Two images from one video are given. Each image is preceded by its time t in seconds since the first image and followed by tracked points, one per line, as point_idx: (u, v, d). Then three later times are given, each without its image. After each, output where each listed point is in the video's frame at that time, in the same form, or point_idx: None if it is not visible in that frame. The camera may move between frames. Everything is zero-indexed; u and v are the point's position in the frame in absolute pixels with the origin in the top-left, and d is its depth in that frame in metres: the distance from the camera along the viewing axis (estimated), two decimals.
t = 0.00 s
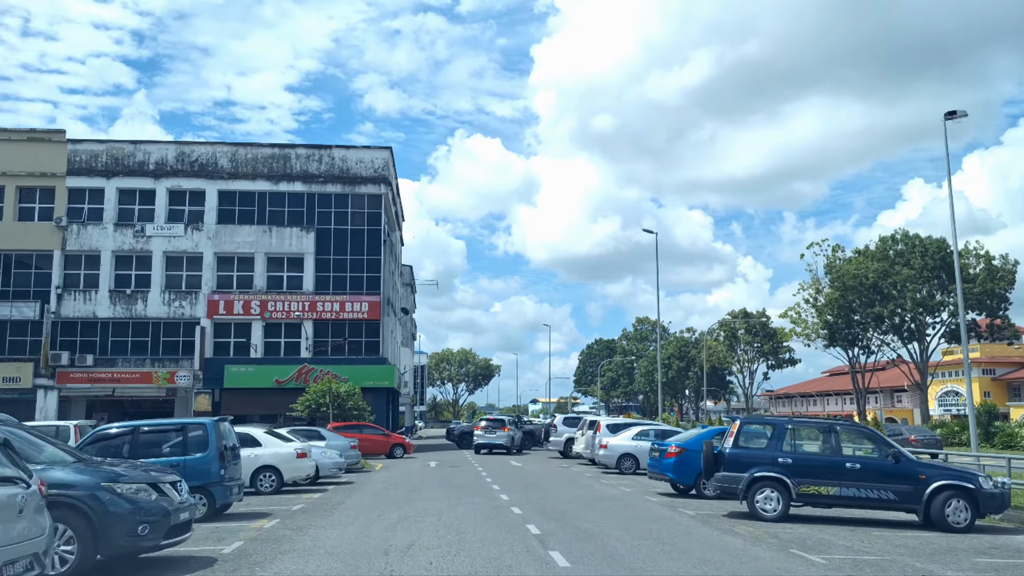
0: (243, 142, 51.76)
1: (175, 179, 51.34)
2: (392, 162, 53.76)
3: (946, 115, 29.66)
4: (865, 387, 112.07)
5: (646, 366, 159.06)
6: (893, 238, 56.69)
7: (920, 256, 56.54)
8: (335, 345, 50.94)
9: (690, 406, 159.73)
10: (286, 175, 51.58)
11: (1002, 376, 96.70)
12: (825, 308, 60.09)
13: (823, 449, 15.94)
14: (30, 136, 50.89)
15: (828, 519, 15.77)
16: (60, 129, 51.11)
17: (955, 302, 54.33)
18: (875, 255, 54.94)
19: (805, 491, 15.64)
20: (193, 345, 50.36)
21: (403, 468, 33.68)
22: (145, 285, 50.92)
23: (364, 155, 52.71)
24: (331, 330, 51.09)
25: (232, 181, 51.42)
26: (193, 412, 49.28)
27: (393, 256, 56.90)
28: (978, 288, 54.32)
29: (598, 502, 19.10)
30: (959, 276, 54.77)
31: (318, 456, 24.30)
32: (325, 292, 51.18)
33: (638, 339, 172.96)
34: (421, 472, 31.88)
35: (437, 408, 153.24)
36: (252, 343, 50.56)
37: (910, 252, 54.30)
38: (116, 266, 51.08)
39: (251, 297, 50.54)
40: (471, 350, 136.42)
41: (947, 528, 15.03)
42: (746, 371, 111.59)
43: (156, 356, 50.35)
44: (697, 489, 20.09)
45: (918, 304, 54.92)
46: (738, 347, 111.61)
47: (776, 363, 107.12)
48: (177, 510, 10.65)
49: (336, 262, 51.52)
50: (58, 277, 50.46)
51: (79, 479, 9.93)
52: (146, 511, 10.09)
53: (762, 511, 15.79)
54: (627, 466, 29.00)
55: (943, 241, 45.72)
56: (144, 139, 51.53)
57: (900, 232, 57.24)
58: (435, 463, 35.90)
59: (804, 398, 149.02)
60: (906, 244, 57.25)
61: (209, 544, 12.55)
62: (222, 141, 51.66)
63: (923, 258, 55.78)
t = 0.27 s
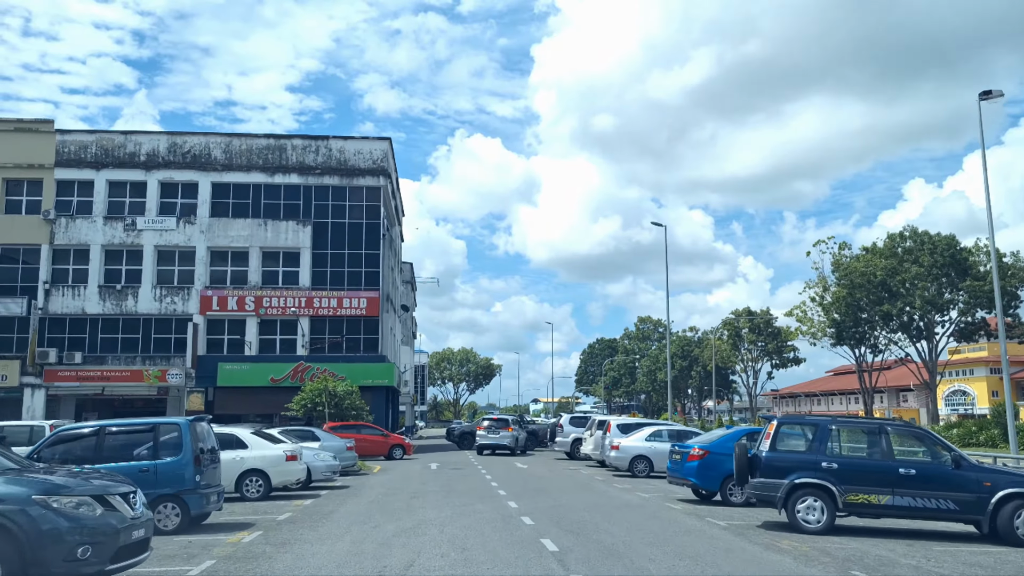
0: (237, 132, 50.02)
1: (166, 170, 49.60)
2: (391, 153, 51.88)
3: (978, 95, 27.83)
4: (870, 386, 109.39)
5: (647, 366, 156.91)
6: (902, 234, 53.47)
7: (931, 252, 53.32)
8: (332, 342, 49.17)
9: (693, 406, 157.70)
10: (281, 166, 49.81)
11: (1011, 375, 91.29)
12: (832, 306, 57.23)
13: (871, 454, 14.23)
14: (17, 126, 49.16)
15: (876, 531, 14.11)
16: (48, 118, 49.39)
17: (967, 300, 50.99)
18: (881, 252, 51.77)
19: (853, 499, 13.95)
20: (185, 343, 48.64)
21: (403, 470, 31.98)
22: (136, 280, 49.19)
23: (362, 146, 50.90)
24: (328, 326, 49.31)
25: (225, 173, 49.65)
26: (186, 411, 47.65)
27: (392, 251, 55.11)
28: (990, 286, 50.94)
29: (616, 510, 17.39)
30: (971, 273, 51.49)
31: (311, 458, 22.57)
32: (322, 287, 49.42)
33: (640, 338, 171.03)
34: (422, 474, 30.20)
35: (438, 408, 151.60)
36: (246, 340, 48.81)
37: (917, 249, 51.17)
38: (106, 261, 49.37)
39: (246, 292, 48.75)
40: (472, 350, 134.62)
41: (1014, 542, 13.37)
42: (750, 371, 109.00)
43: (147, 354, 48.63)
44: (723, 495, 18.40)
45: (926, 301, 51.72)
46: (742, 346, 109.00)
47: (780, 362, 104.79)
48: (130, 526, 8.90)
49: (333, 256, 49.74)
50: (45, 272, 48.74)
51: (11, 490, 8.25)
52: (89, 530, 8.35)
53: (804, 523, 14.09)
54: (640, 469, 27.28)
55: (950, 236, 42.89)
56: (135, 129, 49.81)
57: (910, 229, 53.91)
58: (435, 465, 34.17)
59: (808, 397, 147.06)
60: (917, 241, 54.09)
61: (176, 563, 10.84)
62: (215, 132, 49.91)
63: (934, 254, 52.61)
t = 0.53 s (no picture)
0: (230, 122, 48.27)
1: (157, 161, 47.84)
2: (390, 144, 50.08)
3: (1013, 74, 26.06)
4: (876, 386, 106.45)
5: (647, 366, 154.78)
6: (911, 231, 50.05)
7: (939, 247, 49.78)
8: (328, 339, 47.45)
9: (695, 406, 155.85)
10: (276, 157, 48.03)
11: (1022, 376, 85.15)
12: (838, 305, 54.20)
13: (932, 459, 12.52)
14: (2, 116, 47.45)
15: (936, 545, 12.47)
16: (34, 108, 47.69)
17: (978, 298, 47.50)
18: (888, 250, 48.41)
19: (912, 510, 12.28)
20: (176, 340, 46.91)
21: (401, 473, 30.27)
22: (125, 275, 47.45)
23: (359, 136, 49.09)
24: (324, 323, 47.57)
25: (218, 164, 47.90)
26: (176, 410, 46.06)
27: (391, 245, 53.33)
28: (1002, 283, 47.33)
29: (637, 520, 15.72)
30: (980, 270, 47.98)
31: (301, 461, 20.87)
32: (318, 282, 47.67)
33: (641, 337, 169.22)
34: (422, 476, 28.49)
35: (438, 408, 150.01)
36: (239, 337, 47.08)
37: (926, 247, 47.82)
38: (94, 255, 47.65)
39: (239, 288, 47.00)
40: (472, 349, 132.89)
41: None
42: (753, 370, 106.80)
43: (137, 351, 46.89)
44: (753, 501, 16.77)
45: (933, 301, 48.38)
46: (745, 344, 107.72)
47: (782, 361, 102.47)
48: (57, 552, 7.40)
49: (329, 250, 48.01)
50: (31, 267, 47.02)
51: None
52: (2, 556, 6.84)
53: (855, 537, 12.39)
54: (653, 471, 25.59)
55: (962, 230, 39.87)
56: (125, 118, 48.09)
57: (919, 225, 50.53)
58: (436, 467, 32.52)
59: (811, 396, 145.15)
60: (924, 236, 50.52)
61: None
62: (207, 121, 48.17)
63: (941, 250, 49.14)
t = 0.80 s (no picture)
0: (222, 111, 46.63)
1: (145, 152, 46.18)
2: (387, 134, 48.39)
3: None
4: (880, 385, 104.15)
5: (647, 366, 152.85)
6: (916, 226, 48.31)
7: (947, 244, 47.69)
8: (322, 336, 45.71)
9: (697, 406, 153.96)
10: (269, 148, 46.38)
11: None
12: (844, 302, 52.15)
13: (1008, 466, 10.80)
14: None
15: (1014, 565, 10.79)
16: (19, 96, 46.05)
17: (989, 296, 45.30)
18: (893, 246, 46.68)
19: (986, 525, 10.61)
20: (164, 337, 45.22)
21: (399, 476, 28.58)
22: (112, 269, 45.75)
23: (355, 126, 47.44)
24: (318, 320, 45.84)
25: (209, 155, 46.24)
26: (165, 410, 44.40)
27: (388, 239, 51.62)
28: (1012, 279, 45.12)
29: (660, 532, 14.07)
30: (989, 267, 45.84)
31: (289, 465, 19.17)
32: (312, 277, 45.94)
33: (642, 337, 167.50)
34: (421, 479, 26.83)
35: (437, 408, 148.44)
36: (231, 334, 45.32)
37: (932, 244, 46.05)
38: (80, 249, 45.94)
39: (230, 283, 45.25)
40: (471, 348, 131.20)
41: None
42: (755, 370, 104.85)
43: (124, 349, 45.19)
44: (787, 509, 15.13)
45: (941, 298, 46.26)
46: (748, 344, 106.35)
47: (784, 360, 100.29)
48: None
49: (324, 244, 46.29)
50: (15, 261, 45.32)
51: None
52: None
53: (921, 555, 10.68)
54: (668, 475, 23.91)
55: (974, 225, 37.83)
56: (112, 107, 46.44)
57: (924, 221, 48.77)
58: (435, 470, 30.85)
59: (813, 396, 143.46)
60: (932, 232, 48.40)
61: None
62: (197, 110, 46.52)
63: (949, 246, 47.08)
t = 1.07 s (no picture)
0: (212, 99, 44.99)
1: (132, 142, 44.48)
2: (383, 123, 46.71)
3: None
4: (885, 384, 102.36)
5: (647, 365, 151.10)
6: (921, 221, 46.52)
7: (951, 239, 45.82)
8: (316, 333, 44.03)
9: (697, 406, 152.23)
10: (261, 137, 44.71)
11: None
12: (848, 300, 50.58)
13: None
14: None
15: None
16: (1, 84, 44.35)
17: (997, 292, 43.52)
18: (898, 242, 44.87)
19: None
20: (152, 334, 43.52)
21: (395, 479, 26.92)
22: (98, 264, 44.04)
23: (350, 115, 45.76)
24: (312, 316, 44.16)
25: (198, 145, 44.56)
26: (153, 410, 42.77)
27: (385, 233, 49.94)
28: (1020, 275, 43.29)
29: (689, 548, 12.43)
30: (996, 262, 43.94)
31: (273, 469, 17.52)
32: (306, 272, 44.27)
33: (642, 336, 165.82)
34: (418, 483, 25.19)
35: (435, 408, 146.73)
36: (222, 331, 43.65)
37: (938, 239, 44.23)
38: (65, 243, 44.21)
39: (220, 278, 43.54)
40: (469, 348, 129.43)
41: None
42: (756, 369, 103.05)
43: (110, 346, 43.47)
44: (828, 519, 13.48)
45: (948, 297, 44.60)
46: (748, 342, 104.45)
47: (786, 359, 98.54)
48: None
49: (318, 237, 44.61)
50: None
51: None
52: None
53: None
54: (684, 478, 22.28)
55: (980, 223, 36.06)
56: (99, 96, 44.76)
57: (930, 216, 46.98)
58: (434, 473, 29.23)
59: (814, 396, 141.86)
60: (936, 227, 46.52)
61: None
62: (186, 99, 44.86)
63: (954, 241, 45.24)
